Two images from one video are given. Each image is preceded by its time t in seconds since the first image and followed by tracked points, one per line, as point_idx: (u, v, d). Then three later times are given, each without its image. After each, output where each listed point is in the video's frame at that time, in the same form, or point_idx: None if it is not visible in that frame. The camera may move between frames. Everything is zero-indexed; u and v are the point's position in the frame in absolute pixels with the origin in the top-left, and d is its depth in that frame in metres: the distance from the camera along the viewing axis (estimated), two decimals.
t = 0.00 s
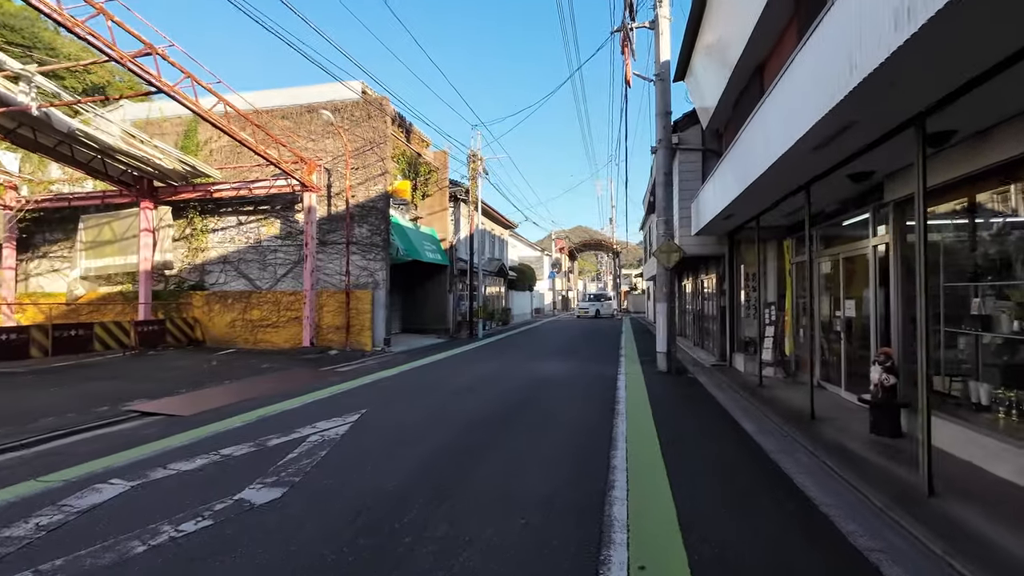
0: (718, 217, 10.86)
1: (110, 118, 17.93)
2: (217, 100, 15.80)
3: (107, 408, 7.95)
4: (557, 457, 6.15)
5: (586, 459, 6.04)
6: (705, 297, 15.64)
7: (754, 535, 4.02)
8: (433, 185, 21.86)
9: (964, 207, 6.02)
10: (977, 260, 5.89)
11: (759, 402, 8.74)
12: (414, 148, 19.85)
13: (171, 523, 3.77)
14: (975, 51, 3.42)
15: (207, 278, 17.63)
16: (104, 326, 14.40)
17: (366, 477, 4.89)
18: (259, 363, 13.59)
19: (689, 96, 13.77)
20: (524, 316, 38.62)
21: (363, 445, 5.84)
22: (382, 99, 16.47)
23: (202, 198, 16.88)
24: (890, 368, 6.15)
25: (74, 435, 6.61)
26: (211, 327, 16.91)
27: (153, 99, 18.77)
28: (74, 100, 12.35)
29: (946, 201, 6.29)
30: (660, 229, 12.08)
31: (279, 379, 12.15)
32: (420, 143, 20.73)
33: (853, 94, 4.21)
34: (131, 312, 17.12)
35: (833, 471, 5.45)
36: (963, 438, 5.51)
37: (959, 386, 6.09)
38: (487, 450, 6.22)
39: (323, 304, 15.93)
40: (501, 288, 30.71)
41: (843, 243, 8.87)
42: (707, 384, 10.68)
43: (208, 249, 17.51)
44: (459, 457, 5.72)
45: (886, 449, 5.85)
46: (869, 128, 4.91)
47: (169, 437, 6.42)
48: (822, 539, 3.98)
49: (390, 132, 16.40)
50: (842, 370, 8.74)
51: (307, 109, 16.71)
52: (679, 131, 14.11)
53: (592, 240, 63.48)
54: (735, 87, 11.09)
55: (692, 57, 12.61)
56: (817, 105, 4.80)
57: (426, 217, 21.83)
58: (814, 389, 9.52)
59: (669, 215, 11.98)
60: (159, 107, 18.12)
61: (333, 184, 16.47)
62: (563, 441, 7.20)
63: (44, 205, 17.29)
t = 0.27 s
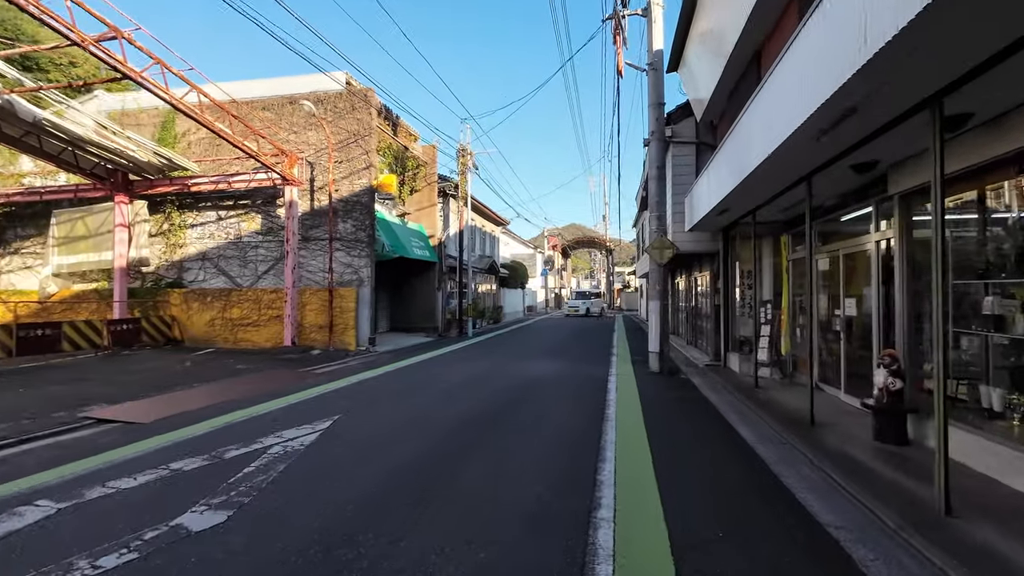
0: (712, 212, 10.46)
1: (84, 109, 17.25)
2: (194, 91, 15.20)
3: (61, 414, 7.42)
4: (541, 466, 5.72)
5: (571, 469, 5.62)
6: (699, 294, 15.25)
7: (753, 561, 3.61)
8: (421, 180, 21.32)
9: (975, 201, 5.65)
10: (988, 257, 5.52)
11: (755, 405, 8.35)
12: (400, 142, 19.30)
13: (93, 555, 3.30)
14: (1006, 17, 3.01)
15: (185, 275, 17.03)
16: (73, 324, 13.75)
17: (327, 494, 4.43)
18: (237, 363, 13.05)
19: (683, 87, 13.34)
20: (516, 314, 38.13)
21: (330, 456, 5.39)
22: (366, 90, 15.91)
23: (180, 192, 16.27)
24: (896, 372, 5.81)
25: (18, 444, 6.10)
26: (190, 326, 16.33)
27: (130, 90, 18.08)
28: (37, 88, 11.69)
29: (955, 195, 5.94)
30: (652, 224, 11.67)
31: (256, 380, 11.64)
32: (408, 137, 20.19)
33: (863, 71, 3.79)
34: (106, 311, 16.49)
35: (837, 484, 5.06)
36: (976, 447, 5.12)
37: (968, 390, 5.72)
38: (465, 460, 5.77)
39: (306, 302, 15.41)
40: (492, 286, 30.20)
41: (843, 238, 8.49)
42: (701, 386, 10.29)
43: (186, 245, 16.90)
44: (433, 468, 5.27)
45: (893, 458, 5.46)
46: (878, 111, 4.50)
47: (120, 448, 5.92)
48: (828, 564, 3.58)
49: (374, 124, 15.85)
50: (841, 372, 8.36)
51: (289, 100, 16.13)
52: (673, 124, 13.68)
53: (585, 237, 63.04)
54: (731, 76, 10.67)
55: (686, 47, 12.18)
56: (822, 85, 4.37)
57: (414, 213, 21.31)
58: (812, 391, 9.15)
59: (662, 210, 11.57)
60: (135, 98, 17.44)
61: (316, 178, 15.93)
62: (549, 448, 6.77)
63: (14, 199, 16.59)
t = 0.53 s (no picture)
0: (711, 206, 10.03)
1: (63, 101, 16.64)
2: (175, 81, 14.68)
3: (17, 419, 6.91)
4: (528, 476, 5.24)
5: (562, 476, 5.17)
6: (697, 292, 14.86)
7: None
8: (412, 176, 20.83)
9: (998, 189, 5.25)
10: (1012, 249, 5.13)
11: (757, 406, 7.94)
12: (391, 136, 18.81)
13: None
14: None
15: (168, 272, 16.49)
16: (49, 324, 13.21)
17: (291, 510, 3.99)
18: (218, 362, 12.55)
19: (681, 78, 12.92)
20: (510, 312, 37.66)
21: (299, 466, 4.93)
22: (355, 81, 15.41)
23: (162, 186, 15.72)
24: (912, 374, 5.40)
25: None
26: (172, 325, 15.80)
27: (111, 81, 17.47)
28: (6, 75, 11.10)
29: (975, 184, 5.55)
30: (648, 219, 11.25)
31: (236, 381, 11.14)
32: (399, 130, 19.70)
33: (897, 28, 3.32)
34: (85, 309, 15.92)
35: (850, 495, 4.65)
36: (998, 455, 4.72)
37: (988, 392, 5.34)
38: (447, 470, 5.31)
39: (292, 300, 14.92)
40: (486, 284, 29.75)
41: (850, 230, 8.09)
42: (699, 386, 9.88)
43: (169, 241, 16.36)
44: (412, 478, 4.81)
45: (908, 467, 5.06)
46: (900, 86, 4.09)
47: (72, 457, 5.42)
48: None
49: (363, 116, 15.37)
50: (847, 372, 7.98)
51: (275, 91, 15.62)
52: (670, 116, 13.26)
53: (581, 235, 62.54)
54: (731, 65, 10.25)
55: (684, 36, 11.76)
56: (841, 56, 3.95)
57: (406, 209, 20.83)
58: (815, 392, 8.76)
59: (659, 204, 11.13)
60: (116, 89, 16.84)
61: (303, 171, 15.42)
62: (540, 454, 6.34)
63: None
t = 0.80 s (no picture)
0: (715, 202, 9.56)
1: (42, 94, 16.05)
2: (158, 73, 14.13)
3: None
4: (520, 494, 4.77)
5: (557, 495, 4.68)
6: (698, 291, 14.39)
7: None
8: (406, 172, 20.31)
9: None
10: None
11: (766, 414, 7.47)
12: (383, 131, 18.28)
13: None
14: None
15: (152, 271, 15.95)
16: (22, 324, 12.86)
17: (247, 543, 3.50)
18: (200, 365, 12.04)
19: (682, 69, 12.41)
20: (507, 311, 37.13)
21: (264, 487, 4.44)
22: (344, 73, 14.89)
23: (145, 182, 15.17)
24: (941, 385, 4.93)
25: None
26: (156, 326, 15.26)
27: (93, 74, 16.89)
28: None
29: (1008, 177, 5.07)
30: (649, 217, 10.74)
31: (218, 385, 10.62)
32: (391, 125, 19.16)
33: None
34: (65, 309, 15.36)
35: (878, 520, 4.17)
36: None
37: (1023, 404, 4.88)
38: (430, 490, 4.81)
39: (280, 300, 14.40)
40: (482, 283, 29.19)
41: (864, 227, 7.61)
42: (703, 391, 9.40)
43: (152, 239, 15.81)
44: (389, 502, 4.32)
45: (938, 487, 4.59)
46: (940, 61, 3.60)
47: (16, 475, 4.91)
48: None
49: (353, 110, 14.85)
50: (861, 378, 7.51)
51: (262, 84, 15.08)
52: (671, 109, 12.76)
53: (579, 234, 61.99)
54: (737, 53, 9.74)
55: (686, 25, 11.26)
56: (874, 25, 3.46)
57: (400, 207, 20.31)
58: (826, 398, 8.29)
59: (660, 200, 10.62)
60: (98, 81, 16.25)
61: (291, 167, 14.90)
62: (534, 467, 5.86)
63: None
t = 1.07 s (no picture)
0: (718, 192, 9.10)
1: (22, 86, 15.56)
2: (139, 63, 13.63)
3: None
4: (503, 507, 4.27)
5: (545, 511, 4.20)
6: (698, 290, 13.94)
7: None
8: (399, 168, 19.84)
9: None
10: None
11: (772, 418, 7.00)
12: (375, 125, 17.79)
13: None
14: None
15: (135, 268, 15.45)
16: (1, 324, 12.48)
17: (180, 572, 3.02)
18: (180, 365, 11.55)
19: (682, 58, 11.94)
20: (505, 311, 36.66)
21: (215, 502, 3.95)
22: (332, 64, 14.39)
23: (127, 176, 14.67)
24: (969, 389, 4.47)
25: None
26: (138, 325, 14.76)
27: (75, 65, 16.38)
28: None
29: None
30: (647, 210, 10.26)
31: (196, 385, 10.15)
32: (384, 120, 18.69)
33: None
34: (46, 308, 14.87)
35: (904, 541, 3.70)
36: None
37: None
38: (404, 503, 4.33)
39: (265, 298, 13.92)
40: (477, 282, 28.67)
41: (877, 218, 7.15)
42: (704, 392, 8.92)
43: (135, 235, 15.32)
44: (355, 520, 3.84)
45: (968, 502, 4.13)
46: (981, 17, 3.14)
47: None
48: None
49: (342, 102, 14.36)
50: (873, 379, 7.05)
51: (248, 75, 14.59)
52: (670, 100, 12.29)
53: (577, 233, 61.48)
54: (740, 38, 9.26)
55: (686, 11, 10.79)
56: None
57: (392, 203, 19.83)
58: (835, 401, 7.83)
59: (659, 193, 10.13)
60: (79, 73, 15.74)
61: (278, 161, 14.42)
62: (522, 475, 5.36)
63: None
